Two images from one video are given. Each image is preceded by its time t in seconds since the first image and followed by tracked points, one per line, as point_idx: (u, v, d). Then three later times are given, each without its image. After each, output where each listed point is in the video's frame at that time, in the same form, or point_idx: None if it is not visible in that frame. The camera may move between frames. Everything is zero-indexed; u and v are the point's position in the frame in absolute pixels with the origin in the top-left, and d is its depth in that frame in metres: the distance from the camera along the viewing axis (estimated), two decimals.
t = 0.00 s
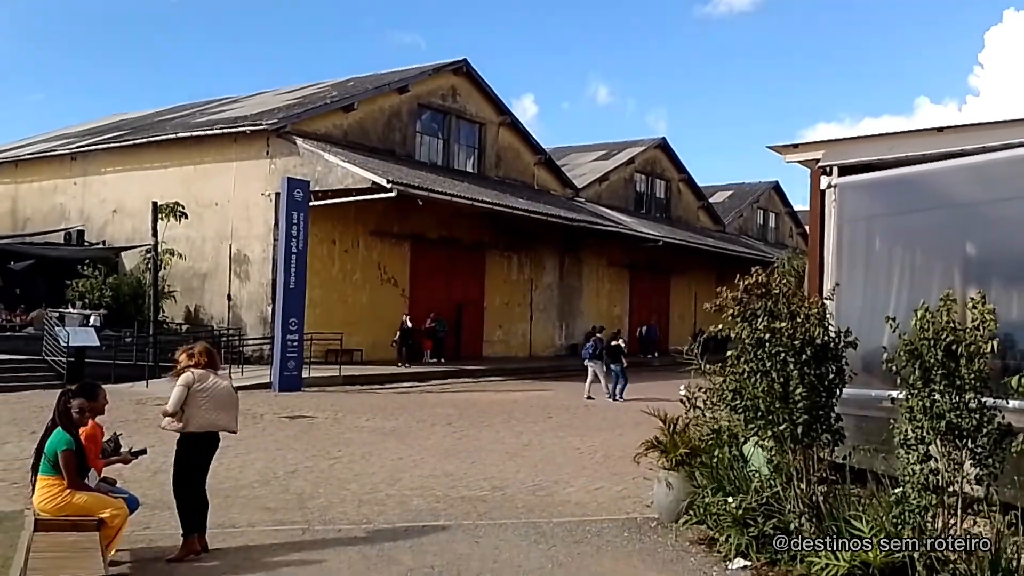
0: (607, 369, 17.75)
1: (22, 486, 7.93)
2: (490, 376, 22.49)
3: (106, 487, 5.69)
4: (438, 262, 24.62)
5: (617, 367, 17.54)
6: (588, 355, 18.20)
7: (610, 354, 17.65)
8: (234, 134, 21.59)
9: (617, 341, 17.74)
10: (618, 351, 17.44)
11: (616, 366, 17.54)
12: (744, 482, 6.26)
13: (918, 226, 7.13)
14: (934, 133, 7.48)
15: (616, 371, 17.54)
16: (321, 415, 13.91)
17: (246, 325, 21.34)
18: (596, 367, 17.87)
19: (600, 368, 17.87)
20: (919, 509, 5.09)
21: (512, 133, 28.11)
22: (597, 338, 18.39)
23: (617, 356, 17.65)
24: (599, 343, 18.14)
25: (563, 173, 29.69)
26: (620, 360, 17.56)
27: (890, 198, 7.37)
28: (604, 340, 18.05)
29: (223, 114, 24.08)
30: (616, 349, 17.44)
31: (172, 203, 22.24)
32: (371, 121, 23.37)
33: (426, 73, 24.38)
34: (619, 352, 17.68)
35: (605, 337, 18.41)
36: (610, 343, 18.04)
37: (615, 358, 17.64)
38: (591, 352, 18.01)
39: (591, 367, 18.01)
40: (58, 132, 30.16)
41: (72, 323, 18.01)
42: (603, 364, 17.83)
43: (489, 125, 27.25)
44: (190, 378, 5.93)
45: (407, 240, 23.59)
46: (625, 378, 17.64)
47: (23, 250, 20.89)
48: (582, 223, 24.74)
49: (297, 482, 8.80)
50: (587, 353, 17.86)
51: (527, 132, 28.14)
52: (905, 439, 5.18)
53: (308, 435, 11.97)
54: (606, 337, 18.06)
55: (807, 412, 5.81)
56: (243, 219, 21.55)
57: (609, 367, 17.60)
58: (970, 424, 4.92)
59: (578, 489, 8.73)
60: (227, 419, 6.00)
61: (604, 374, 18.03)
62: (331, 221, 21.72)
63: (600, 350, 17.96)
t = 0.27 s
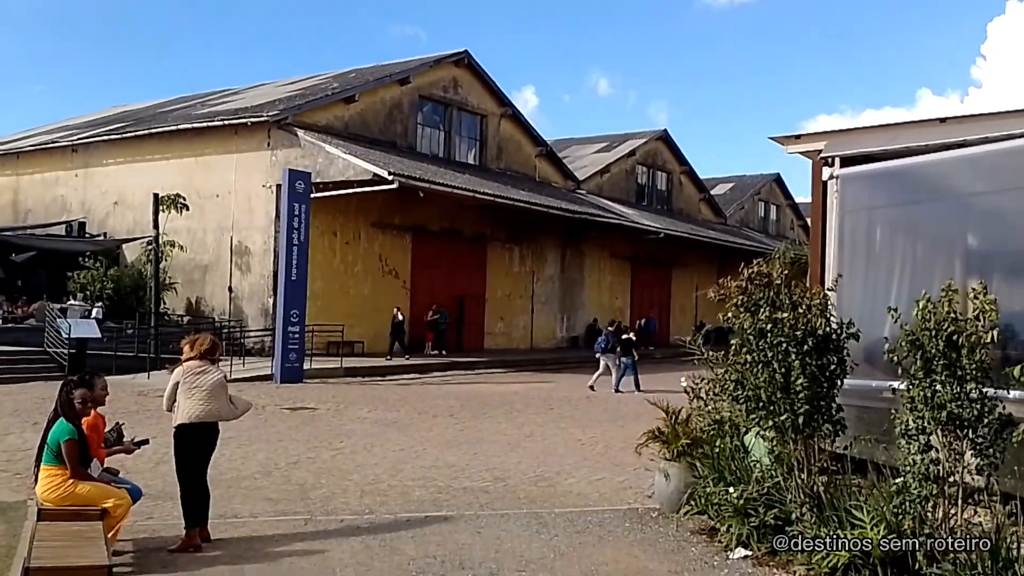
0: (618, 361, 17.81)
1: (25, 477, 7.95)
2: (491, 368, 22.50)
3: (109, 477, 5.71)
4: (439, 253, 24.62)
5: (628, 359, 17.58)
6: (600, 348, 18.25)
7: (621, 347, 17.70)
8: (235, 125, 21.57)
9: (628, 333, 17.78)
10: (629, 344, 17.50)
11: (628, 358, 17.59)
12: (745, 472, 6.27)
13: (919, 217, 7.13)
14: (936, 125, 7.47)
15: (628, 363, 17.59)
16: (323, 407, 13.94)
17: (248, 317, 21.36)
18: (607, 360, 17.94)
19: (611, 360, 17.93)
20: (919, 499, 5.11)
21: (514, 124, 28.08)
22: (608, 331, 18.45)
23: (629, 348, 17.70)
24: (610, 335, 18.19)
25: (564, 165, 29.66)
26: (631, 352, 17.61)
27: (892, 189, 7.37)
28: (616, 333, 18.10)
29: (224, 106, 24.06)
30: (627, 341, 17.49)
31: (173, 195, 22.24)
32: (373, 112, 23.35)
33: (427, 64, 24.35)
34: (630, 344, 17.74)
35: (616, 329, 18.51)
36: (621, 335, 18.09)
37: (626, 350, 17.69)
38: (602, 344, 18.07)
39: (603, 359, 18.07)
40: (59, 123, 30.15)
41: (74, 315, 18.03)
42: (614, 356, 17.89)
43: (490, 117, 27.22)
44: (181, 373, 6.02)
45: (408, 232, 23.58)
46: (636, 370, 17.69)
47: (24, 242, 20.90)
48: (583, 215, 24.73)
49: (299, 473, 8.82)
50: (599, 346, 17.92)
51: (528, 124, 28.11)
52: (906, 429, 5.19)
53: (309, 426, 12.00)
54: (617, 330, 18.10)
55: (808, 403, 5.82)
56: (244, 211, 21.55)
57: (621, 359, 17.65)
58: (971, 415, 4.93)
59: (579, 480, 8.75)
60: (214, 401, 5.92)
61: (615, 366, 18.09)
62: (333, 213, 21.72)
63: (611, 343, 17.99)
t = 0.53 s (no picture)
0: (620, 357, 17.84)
1: (16, 471, 7.94)
2: (484, 363, 22.52)
3: (103, 471, 5.72)
4: (433, 249, 24.61)
5: (631, 355, 17.62)
6: (602, 344, 18.27)
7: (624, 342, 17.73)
8: (228, 119, 21.52)
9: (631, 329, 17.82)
10: (632, 339, 17.51)
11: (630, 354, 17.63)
12: (737, 467, 6.30)
13: (911, 215, 7.16)
14: (927, 123, 7.50)
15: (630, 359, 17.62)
16: (315, 402, 13.94)
17: (240, 312, 21.33)
18: (609, 355, 17.97)
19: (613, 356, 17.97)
20: (910, 494, 5.14)
21: (508, 120, 28.07)
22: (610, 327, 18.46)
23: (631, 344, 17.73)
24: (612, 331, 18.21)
25: (558, 161, 29.66)
26: (633, 348, 17.65)
27: (884, 187, 7.40)
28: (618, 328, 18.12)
29: (217, 100, 23.99)
30: (630, 337, 17.53)
31: (166, 189, 22.17)
32: (366, 107, 23.32)
33: (421, 59, 24.32)
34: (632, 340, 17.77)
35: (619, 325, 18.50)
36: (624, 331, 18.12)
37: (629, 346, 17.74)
38: (604, 340, 18.08)
39: (605, 355, 18.09)
40: (51, 117, 30.04)
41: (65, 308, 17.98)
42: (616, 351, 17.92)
43: (484, 113, 27.21)
44: (171, 368, 6.04)
45: (402, 227, 23.56)
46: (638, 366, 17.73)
47: (16, 235, 20.82)
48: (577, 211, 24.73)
49: (292, 468, 8.83)
50: (601, 341, 17.95)
51: (522, 120, 28.10)
52: (898, 425, 5.23)
53: (301, 421, 12.00)
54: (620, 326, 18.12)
55: (800, 398, 5.84)
56: (236, 205, 21.52)
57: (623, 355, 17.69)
58: (962, 411, 4.96)
59: (572, 475, 8.77)
60: (202, 397, 5.92)
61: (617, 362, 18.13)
62: (326, 208, 21.69)
63: (613, 339, 18.01)
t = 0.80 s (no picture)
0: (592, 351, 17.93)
1: None
2: (448, 357, 22.48)
3: (61, 465, 5.64)
4: (396, 242, 24.52)
5: (603, 349, 17.74)
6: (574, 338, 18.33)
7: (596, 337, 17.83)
8: (188, 110, 21.26)
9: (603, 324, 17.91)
10: (605, 334, 17.62)
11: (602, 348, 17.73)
12: (700, 458, 6.37)
13: (869, 210, 7.27)
14: (886, 119, 7.62)
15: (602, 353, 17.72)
16: (277, 396, 13.85)
17: (200, 305, 21.11)
18: (582, 350, 18.04)
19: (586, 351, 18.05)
20: (869, 483, 5.24)
21: (471, 113, 28.03)
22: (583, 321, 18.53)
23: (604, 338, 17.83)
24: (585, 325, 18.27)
25: (522, 155, 29.67)
26: (606, 342, 17.76)
27: (844, 181, 7.50)
28: (590, 323, 18.19)
29: (176, 90, 23.70)
30: (602, 331, 17.63)
31: (124, 180, 21.86)
32: (329, 99, 23.15)
33: (385, 51, 24.20)
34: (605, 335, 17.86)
35: (591, 320, 18.53)
36: (595, 325, 18.20)
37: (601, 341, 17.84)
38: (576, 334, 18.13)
39: (577, 350, 18.15)
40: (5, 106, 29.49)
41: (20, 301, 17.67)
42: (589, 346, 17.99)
43: (448, 106, 27.15)
44: (131, 359, 5.98)
45: (365, 219, 23.44)
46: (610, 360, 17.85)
47: None
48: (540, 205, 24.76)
49: (254, 462, 8.77)
50: (574, 336, 18.00)
51: (486, 113, 28.07)
52: (857, 416, 5.32)
53: (262, 415, 11.91)
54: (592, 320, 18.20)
55: (762, 389, 5.93)
56: (196, 197, 21.28)
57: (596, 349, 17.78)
58: (919, 401, 5.06)
59: (536, 467, 8.80)
60: (163, 393, 5.88)
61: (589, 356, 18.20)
62: (287, 200, 21.52)
63: (586, 333, 18.08)
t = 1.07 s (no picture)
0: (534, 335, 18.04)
1: None
2: (381, 343, 22.36)
3: None
4: (327, 227, 24.28)
5: (545, 333, 17.88)
6: (515, 322, 18.42)
7: (537, 321, 17.95)
8: (110, 93, 20.70)
9: (544, 308, 18.04)
10: (547, 318, 17.76)
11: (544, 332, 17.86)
12: (632, 437, 6.48)
13: (793, 194, 7.44)
14: (809, 106, 7.80)
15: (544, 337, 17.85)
16: (206, 384, 13.63)
17: (125, 292, 20.63)
18: (524, 334, 18.14)
19: (527, 335, 18.15)
20: (793, 457, 5.39)
21: (403, 98, 27.83)
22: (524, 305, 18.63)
23: (545, 322, 17.96)
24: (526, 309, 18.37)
25: (455, 140, 29.59)
26: (548, 326, 17.89)
27: (769, 166, 7.66)
28: (531, 306, 18.28)
29: (97, 72, 23.05)
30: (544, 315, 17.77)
31: (43, 164, 21.21)
32: (257, 82, 22.75)
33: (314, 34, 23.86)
34: (547, 319, 17.99)
35: (532, 304, 18.56)
36: (537, 309, 18.32)
37: (543, 325, 17.98)
38: (518, 318, 18.21)
39: (519, 334, 18.24)
40: None
41: None
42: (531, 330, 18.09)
43: (379, 90, 26.91)
44: (55, 346, 5.85)
45: (295, 204, 23.14)
46: (552, 344, 18.00)
47: None
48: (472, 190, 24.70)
49: (184, 450, 8.64)
50: (516, 320, 18.07)
51: (418, 97, 27.90)
52: (782, 393, 5.48)
53: (192, 403, 11.73)
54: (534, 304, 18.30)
55: (692, 368, 6.06)
56: (120, 182, 20.76)
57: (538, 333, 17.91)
58: (840, 377, 5.24)
59: (471, 450, 8.85)
60: (90, 383, 5.78)
61: (531, 340, 18.31)
62: (214, 185, 21.14)
63: (527, 317, 18.17)
